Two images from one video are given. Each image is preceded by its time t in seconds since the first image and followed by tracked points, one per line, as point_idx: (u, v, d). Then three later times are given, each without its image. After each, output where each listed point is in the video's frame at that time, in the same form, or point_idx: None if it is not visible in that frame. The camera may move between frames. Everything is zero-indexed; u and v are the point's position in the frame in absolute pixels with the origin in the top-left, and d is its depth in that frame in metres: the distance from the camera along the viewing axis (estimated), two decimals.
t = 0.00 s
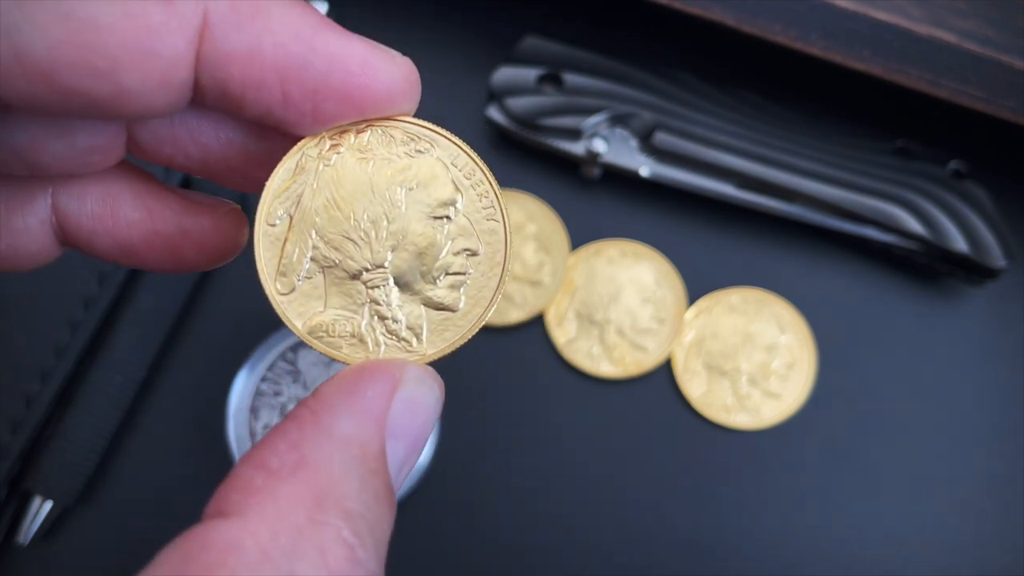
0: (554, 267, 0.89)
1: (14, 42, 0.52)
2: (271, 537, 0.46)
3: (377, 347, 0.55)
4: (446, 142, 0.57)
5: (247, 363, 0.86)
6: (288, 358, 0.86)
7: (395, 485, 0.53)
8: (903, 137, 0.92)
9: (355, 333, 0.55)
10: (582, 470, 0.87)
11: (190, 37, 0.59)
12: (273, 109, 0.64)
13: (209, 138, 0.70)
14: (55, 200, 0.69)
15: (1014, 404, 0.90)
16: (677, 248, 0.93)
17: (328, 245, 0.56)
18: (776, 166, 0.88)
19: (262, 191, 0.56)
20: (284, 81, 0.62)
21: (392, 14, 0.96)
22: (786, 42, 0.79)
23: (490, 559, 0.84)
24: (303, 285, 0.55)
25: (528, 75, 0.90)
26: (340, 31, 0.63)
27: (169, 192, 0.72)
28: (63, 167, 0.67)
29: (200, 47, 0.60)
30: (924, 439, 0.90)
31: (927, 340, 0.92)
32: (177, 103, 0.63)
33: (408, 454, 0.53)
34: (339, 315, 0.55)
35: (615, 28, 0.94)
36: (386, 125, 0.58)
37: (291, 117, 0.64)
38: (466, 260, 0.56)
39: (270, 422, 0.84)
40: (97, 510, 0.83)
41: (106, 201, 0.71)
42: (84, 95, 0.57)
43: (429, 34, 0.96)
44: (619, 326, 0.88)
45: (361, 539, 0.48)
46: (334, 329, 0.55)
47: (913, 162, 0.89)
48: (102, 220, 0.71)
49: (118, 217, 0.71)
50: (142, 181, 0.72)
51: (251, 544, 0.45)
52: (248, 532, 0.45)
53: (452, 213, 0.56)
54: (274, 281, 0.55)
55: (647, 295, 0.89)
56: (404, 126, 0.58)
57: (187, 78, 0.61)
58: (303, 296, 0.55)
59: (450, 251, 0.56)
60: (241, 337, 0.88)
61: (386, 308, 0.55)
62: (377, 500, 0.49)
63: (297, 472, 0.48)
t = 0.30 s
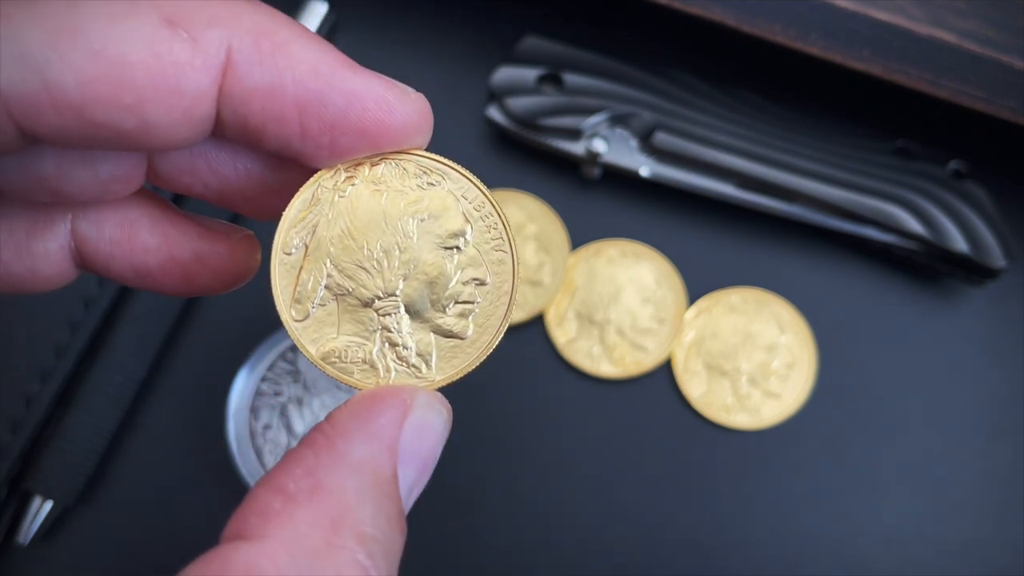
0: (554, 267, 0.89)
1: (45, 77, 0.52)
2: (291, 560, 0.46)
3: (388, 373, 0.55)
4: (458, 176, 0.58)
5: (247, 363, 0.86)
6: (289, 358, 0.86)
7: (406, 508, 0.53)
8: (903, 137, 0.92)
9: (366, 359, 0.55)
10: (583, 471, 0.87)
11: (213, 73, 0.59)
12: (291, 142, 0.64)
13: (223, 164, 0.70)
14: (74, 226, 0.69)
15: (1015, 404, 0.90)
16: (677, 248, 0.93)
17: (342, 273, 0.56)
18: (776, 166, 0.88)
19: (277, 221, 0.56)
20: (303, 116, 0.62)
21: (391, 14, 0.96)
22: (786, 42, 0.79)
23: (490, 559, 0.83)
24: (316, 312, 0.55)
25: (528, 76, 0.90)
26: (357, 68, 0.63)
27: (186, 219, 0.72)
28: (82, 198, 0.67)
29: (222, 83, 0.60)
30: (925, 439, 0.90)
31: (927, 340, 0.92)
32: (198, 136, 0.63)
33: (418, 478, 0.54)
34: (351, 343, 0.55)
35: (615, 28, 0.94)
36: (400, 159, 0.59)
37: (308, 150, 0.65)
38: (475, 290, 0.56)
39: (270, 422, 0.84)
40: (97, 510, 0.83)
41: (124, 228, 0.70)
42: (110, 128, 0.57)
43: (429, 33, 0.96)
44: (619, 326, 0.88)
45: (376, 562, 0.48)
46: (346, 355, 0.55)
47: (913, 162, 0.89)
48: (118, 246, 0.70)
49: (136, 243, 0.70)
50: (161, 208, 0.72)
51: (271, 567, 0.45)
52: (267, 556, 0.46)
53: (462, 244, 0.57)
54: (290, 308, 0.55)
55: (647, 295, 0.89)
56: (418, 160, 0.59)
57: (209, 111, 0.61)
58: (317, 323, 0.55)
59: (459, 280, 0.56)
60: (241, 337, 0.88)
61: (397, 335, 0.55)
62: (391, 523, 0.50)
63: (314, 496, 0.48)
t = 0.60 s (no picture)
0: (554, 267, 0.89)
1: (57, 85, 0.52)
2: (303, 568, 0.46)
3: (396, 380, 0.55)
4: (466, 183, 0.58)
5: (247, 363, 0.86)
6: (289, 357, 0.86)
7: (415, 515, 0.53)
8: (903, 137, 0.92)
9: (375, 365, 0.55)
10: (583, 470, 0.87)
11: (224, 81, 0.59)
12: (301, 151, 0.65)
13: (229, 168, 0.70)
14: (83, 231, 0.69)
15: (1015, 404, 0.90)
16: (677, 247, 0.93)
17: (351, 280, 0.56)
18: (775, 166, 0.88)
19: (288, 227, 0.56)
20: (313, 125, 0.63)
21: (391, 14, 0.96)
22: (786, 42, 0.79)
23: (490, 559, 0.83)
24: (326, 319, 0.55)
25: (528, 76, 0.90)
26: (366, 76, 0.63)
27: (194, 224, 0.72)
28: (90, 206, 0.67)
29: (233, 91, 0.60)
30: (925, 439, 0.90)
31: (927, 340, 0.92)
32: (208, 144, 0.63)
33: (428, 484, 0.54)
34: (360, 350, 0.55)
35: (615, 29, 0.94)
36: (409, 167, 0.59)
37: (318, 159, 0.65)
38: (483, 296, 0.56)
39: (270, 423, 0.84)
40: (98, 510, 0.83)
41: (132, 233, 0.70)
42: (121, 136, 0.57)
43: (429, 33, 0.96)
44: (619, 326, 0.88)
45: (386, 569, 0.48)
46: (355, 361, 0.55)
47: (913, 162, 0.89)
48: (127, 251, 0.70)
49: (144, 248, 0.71)
50: (169, 214, 0.71)
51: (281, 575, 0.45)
52: (278, 564, 0.46)
53: (470, 251, 0.57)
54: (299, 315, 0.55)
55: (647, 295, 0.89)
56: (426, 167, 0.59)
57: (219, 119, 0.61)
58: (326, 329, 0.55)
59: (467, 287, 0.56)
60: (241, 337, 0.88)
61: (405, 341, 0.55)
62: (400, 530, 0.50)
63: (325, 504, 0.48)
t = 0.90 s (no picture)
0: (554, 267, 0.89)
1: (61, 89, 0.52)
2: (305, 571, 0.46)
3: (398, 382, 0.55)
4: (466, 186, 0.58)
5: (246, 363, 0.86)
6: (289, 357, 0.86)
7: (417, 517, 0.53)
8: (902, 137, 0.92)
9: (377, 367, 0.55)
10: (583, 470, 0.87)
11: (226, 86, 0.59)
12: (302, 154, 0.65)
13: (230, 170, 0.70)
14: (85, 234, 0.69)
15: (1015, 404, 0.90)
16: (677, 248, 0.93)
17: (351, 282, 0.56)
18: (775, 165, 0.87)
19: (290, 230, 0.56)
20: (314, 129, 0.63)
21: (391, 14, 0.96)
22: (786, 42, 0.79)
23: (490, 558, 0.84)
24: (328, 321, 0.55)
25: (528, 75, 0.90)
26: (367, 80, 0.63)
27: (196, 227, 0.72)
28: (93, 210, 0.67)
29: (235, 95, 0.60)
30: (925, 438, 0.90)
31: (927, 340, 0.92)
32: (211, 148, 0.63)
33: (430, 486, 0.54)
34: (361, 352, 0.55)
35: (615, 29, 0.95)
36: (409, 170, 0.59)
37: (320, 162, 0.65)
38: (483, 298, 0.56)
39: (270, 422, 0.84)
40: (97, 510, 0.83)
41: (134, 236, 0.70)
42: (125, 139, 0.57)
43: (429, 33, 0.96)
44: (619, 326, 0.88)
45: (388, 571, 0.48)
46: (356, 363, 0.55)
47: (913, 162, 0.89)
48: (129, 254, 0.70)
49: (146, 251, 0.70)
50: (171, 217, 0.71)
51: None
52: (280, 565, 0.46)
53: (471, 253, 0.57)
54: (301, 317, 0.55)
55: (647, 295, 0.89)
56: (427, 171, 0.59)
57: (221, 123, 0.60)
58: (328, 332, 0.55)
59: (468, 289, 0.56)
60: (241, 337, 0.88)
61: (407, 343, 0.55)
62: (402, 531, 0.50)
63: (327, 507, 0.48)
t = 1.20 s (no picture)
0: (554, 267, 0.89)
1: (64, 94, 0.52)
2: None
3: (402, 386, 0.54)
4: (466, 190, 0.58)
5: (246, 363, 0.86)
6: (289, 358, 0.86)
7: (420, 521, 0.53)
8: (902, 137, 0.92)
9: (380, 371, 0.55)
10: (582, 470, 0.87)
11: (228, 91, 0.59)
12: (303, 160, 0.65)
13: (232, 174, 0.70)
14: (88, 240, 0.69)
15: (1015, 403, 0.90)
16: (677, 247, 0.93)
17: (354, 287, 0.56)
18: (774, 165, 0.87)
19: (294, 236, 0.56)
20: (316, 134, 0.63)
21: (391, 13, 0.96)
22: (786, 42, 0.79)
23: (489, 558, 0.84)
24: (331, 326, 0.55)
25: (528, 75, 0.90)
26: (368, 85, 0.63)
27: (199, 233, 0.72)
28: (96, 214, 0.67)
29: (237, 100, 0.60)
30: (925, 438, 0.90)
31: (926, 340, 0.92)
32: (213, 153, 0.63)
33: (433, 490, 0.54)
34: (364, 356, 0.55)
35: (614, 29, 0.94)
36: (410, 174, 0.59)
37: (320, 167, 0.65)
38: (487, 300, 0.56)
39: (270, 422, 0.84)
40: (98, 510, 0.83)
41: (137, 242, 0.70)
42: (128, 144, 0.57)
43: (428, 33, 0.96)
44: (619, 326, 0.88)
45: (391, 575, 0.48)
46: (360, 368, 0.55)
47: (913, 162, 0.89)
48: (132, 259, 0.70)
49: (149, 256, 0.70)
50: (175, 223, 0.71)
51: None
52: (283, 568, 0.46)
53: (473, 256, 0.57)
54: (304, 323, 0.55)
55: (647, 295, 0.89)
56: (428, 175, 0.59)
57: (224, 128, 0.60)
58: (331, 336, 0.55)
59: (471, 293, 0.56)
60: (241, 337, 0.88)
61: (410, 347, 0.55)
62: (405, 535, 0.50)
63: (330, 510, 0.48)
